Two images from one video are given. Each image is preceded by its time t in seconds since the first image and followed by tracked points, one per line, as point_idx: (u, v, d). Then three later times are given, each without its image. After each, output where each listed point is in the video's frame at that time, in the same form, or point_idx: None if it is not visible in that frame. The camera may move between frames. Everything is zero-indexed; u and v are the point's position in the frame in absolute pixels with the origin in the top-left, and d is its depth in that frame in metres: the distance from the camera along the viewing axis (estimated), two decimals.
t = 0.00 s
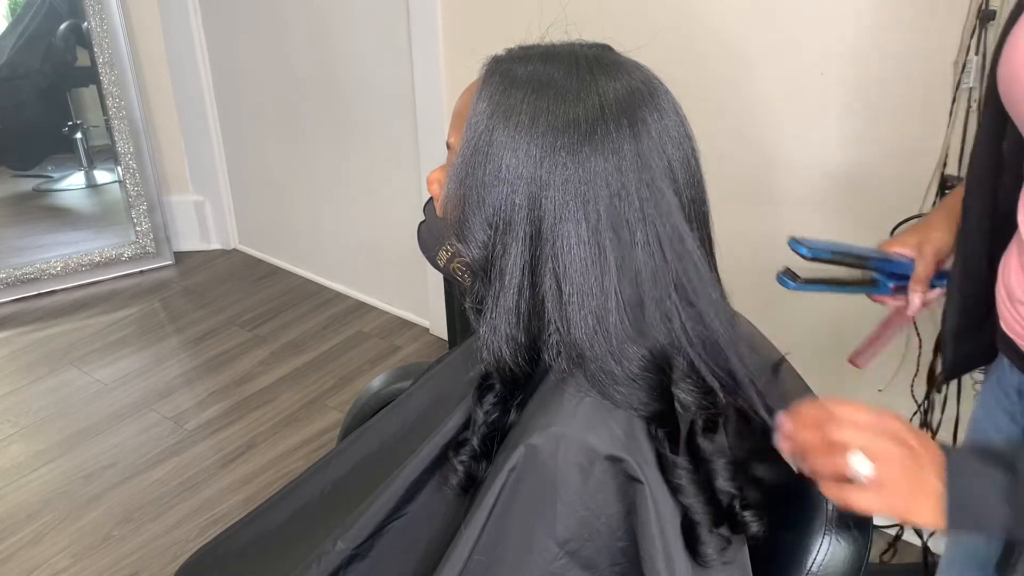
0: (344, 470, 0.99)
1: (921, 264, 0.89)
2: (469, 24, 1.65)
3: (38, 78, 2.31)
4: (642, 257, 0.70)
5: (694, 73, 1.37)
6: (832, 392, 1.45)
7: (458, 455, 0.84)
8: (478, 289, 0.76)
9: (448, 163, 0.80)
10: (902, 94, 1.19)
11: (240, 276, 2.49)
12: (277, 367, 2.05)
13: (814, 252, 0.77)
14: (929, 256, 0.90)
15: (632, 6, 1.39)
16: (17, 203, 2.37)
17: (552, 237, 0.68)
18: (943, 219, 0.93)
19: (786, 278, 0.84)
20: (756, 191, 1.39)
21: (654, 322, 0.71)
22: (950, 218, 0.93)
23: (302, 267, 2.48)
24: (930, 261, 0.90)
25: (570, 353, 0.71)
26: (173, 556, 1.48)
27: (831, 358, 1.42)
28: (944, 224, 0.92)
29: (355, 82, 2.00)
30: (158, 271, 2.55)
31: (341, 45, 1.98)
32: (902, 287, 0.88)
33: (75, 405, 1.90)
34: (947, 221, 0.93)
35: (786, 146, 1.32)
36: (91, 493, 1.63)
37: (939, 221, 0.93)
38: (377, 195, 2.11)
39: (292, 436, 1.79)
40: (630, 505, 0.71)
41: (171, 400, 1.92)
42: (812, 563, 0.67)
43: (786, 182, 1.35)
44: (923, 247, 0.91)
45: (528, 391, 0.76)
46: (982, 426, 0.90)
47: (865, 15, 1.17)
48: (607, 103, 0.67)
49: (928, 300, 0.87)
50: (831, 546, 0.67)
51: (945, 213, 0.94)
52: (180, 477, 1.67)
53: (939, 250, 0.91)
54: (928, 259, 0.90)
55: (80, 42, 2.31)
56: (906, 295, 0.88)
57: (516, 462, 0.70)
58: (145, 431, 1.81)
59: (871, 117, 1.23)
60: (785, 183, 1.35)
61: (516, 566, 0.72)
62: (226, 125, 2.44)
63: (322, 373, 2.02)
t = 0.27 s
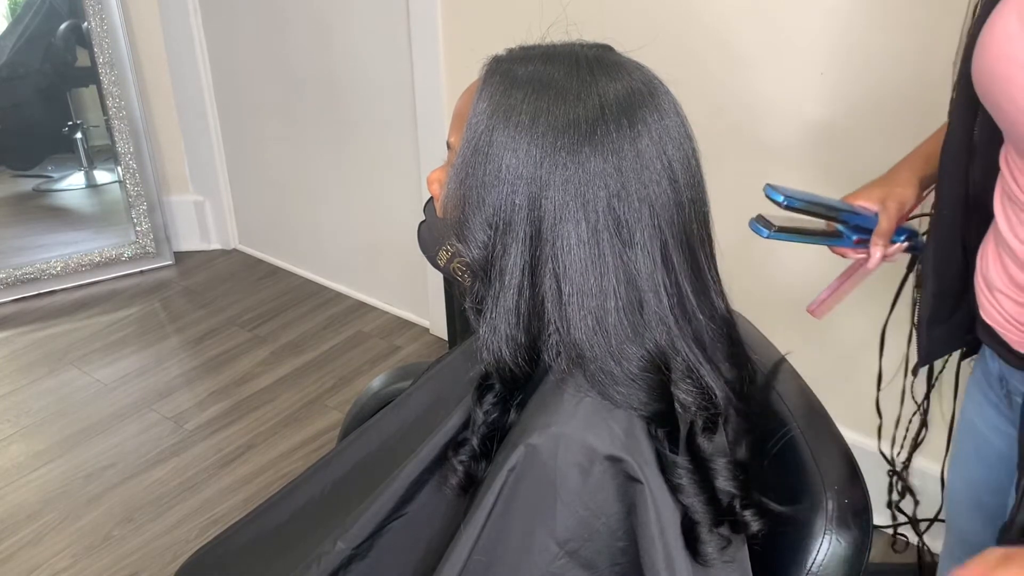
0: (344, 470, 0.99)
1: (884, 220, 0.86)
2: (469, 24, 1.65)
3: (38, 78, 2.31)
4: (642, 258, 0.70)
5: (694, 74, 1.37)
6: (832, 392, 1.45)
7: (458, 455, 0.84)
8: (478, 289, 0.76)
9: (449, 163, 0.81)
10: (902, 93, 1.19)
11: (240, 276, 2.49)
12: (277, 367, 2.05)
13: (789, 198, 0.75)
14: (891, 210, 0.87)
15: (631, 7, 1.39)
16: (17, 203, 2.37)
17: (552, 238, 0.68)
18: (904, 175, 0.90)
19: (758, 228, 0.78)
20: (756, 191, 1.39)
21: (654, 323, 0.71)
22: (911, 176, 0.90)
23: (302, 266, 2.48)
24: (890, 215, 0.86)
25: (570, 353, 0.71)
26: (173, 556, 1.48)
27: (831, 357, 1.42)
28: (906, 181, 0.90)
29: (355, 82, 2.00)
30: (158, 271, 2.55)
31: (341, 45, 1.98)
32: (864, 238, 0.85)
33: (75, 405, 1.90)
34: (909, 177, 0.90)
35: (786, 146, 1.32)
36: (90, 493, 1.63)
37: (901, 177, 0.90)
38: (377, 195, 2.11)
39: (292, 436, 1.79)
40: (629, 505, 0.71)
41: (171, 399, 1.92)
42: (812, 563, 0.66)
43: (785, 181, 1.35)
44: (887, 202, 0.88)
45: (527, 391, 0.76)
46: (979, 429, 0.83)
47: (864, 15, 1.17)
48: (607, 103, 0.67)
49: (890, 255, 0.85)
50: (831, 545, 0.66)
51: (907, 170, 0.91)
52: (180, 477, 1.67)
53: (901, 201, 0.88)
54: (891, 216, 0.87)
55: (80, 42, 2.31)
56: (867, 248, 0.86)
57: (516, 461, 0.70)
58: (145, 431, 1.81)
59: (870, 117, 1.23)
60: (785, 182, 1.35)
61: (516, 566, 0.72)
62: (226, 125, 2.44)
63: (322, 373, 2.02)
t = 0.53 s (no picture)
0: (344, 470, 0.99)
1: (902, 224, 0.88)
2: (469, 24, 1.65)
3: (38, 78, 2.31)
4: (642, 260, 0.69)
5: (695, 74, 1.37)
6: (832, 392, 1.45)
7: (457, 455, 0.84)
8: (478, 290, 0.76)
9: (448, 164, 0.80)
10: (902, 93, 1.18)
11: (240, 276, 2.49)
12: (277, 367, 2.05)
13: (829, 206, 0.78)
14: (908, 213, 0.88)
15: (631, 7, 1.39)
16: (17, 203, 2.37)
17: (552, 239, 0.68)
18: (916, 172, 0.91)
19: (799, 241, 0.81)
20: (756, 191, 1.39)
21: (653, 324, 0.71)
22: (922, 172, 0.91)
23: (302, 267, 2.48)
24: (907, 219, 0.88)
25: (570, 354, 0.71)
26: (173, 556, 1.48)
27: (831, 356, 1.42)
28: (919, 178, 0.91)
29: (355, 83, 2.00)
30: (159, 271, 2.55)
31: (341, 45, 1.98)
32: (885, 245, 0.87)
33: (75, 405, 1.90)
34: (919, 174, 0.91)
35: (786, 146, 1.32)
36: (90, 493, 1.63)
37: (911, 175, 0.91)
38: (377, 196, 2.11)
39: (292, 436, 1.79)
40: (629, 505, 0.70)
41: (171, 400, 1.92)
42: (812, 563, 0.67)
43: (786, 181, 1.35)
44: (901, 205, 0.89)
45: (527, 392, 0.76)
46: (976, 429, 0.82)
47: (865, 14, 1.17)
48: (608, 104, 0.67)
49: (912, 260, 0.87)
50: (831, 546, 0.66)
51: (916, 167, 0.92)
52: (180, 477, 1.67)
53: (920, 202, 0.89)
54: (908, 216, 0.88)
55: (79, 42, 2.31)
56: (891, 254, 0.88)
57: (516, 461, 0.70)
58: (145, 431, 1.81)
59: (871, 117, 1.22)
60: (785, 182, 1.35)
61: (515, 566, 0.71)
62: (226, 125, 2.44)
63: (322, 373, 2.02)
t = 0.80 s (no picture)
0: (343, 471, 0.99)
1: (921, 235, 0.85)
2: (469, 24, 1.65)
3: (38, 78, 2.30)
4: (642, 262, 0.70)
5: (695, 74, 1.37)
6: (832, 392, 1.45)
7: (456, 456, 0.84)
8: (478, 290, 0.76)
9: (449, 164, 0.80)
10: (902, 93, 1.18)
11: (240, 276, 2.49)
12: (277, 367, 2.05)
13: (854, 221, 0.80)
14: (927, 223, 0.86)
15: (632, 8, 1.39)
16: (17, 203, 2.37)
17: (552, 241, 0.68)
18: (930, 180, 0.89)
19: (824, 258, 0.81)
20: (756, 190, 1.39)
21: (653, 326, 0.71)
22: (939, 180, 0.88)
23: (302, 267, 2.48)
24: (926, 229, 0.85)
25: (569, 356, 0.71)
26: (173, 556, 1.48)
27: (831, 356, 1.42)
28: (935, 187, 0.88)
29: (355, 82, 2.00)
30: (158, 271, 2.55)
31: (341, 45, 1.98)
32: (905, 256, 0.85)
33: (75, 405, 1.90)
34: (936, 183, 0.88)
35: (786, 146, 1.32)
36: (91, 493, 1.63)
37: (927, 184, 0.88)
38: (377, 195, 2.11)
39: (292, 436, 1.79)
40: (629, 506, 0.70)
41: (172, 399, 1.92)
42: (812, 563, 0.67)
43: (785, 181, 1.35)
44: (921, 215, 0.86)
45: (526, 393, 0.76)
46: (980, 438, 0.83)
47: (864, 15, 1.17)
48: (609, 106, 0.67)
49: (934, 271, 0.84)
50: (830, 546, 0.66)
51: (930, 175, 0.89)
52: (180, 477, 1.67)
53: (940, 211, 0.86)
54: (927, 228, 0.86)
55: (79, 42, 2.31)
56: (910, 264, 0.85)
57: (516, 461, 0.70)
58: (145, 431, 1.81)
59: (870, 118, 1.23)
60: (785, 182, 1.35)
61: (515, 567, 0.71)
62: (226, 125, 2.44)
63: (322, 373, 2.02)
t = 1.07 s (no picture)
0: (343, 472, 0.99)
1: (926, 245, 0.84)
2: (470, 24, 1.65)
3: (38, 78, 2.30)
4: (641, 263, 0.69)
5: (696, 74, 1.37)
6: (832, 392, 1.45)
7: (457, 456, 0.84)
8: (478, 290, 0.76)
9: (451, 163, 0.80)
10: (902, 94, 1.18)
11: (240, 276, 2.49)
12: (277, 367, 2.05)
13: (859, 238, 0.77)
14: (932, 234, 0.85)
15: (632, 8, 1.39)
16: (17, 203, 2.36)
17: (552, 241, 0.68)
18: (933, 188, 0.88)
19: (830, 274, 0.79)
20: (757, 191, 1.39)
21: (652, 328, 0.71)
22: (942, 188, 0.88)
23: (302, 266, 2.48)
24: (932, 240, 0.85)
25: (569, 357, 0.71)
26: (172, 556, 1.48)
27: (831, 356, 1.42)
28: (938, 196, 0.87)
29: (355, 83, 2.00)
30: (158, 271, 2.55)
31: (341, 46, 1.98)
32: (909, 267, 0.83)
33: (74, 405, 1.90)
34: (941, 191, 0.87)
35: (786, 147, 1.32)
36: (91, 493, 1.63)
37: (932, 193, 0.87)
38: (377, 195, 2.11)
39: (292, 436, 1.79)
40: (629, 507, 0.70)
41: (171, 400, 1.92)
42: (812, 563, 0.66)
43: (786, 182, 1.35)
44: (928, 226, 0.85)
45: (526, 394, 0.76)
46: (983, 446, 0.82)
47: (865, 15, 1.17)
48: (611, 107, 0.67)
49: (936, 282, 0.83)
50: (830, 546, 0.66)
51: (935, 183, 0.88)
52: (180, 477, 1.67)
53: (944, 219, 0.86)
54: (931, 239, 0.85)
55: (79, 42, 2.31)
56: (914, 276, 0.84)
57: (516, 463, 0.70)
58: (145, 431, 1.81)
59: (871, 119, 1.22)
60: (786, 182, 1.35)
61: (515, 567, 0.72)
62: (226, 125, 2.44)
63: (322, 373, 2.02)
